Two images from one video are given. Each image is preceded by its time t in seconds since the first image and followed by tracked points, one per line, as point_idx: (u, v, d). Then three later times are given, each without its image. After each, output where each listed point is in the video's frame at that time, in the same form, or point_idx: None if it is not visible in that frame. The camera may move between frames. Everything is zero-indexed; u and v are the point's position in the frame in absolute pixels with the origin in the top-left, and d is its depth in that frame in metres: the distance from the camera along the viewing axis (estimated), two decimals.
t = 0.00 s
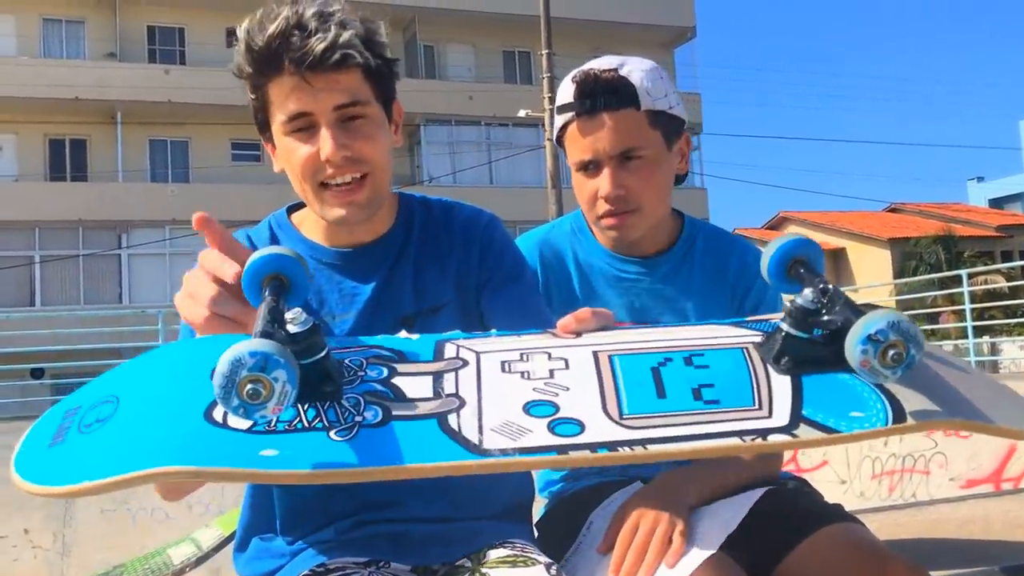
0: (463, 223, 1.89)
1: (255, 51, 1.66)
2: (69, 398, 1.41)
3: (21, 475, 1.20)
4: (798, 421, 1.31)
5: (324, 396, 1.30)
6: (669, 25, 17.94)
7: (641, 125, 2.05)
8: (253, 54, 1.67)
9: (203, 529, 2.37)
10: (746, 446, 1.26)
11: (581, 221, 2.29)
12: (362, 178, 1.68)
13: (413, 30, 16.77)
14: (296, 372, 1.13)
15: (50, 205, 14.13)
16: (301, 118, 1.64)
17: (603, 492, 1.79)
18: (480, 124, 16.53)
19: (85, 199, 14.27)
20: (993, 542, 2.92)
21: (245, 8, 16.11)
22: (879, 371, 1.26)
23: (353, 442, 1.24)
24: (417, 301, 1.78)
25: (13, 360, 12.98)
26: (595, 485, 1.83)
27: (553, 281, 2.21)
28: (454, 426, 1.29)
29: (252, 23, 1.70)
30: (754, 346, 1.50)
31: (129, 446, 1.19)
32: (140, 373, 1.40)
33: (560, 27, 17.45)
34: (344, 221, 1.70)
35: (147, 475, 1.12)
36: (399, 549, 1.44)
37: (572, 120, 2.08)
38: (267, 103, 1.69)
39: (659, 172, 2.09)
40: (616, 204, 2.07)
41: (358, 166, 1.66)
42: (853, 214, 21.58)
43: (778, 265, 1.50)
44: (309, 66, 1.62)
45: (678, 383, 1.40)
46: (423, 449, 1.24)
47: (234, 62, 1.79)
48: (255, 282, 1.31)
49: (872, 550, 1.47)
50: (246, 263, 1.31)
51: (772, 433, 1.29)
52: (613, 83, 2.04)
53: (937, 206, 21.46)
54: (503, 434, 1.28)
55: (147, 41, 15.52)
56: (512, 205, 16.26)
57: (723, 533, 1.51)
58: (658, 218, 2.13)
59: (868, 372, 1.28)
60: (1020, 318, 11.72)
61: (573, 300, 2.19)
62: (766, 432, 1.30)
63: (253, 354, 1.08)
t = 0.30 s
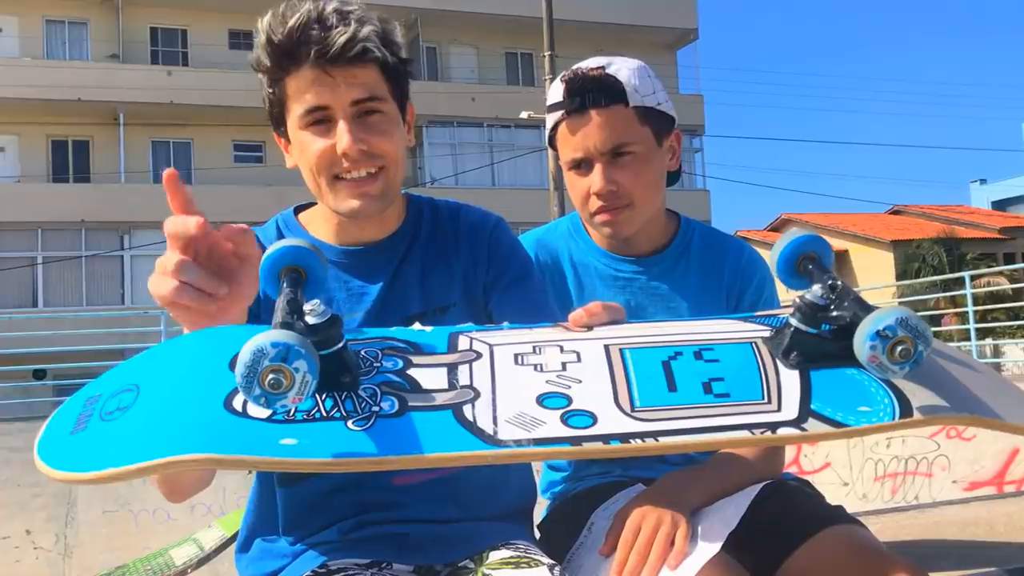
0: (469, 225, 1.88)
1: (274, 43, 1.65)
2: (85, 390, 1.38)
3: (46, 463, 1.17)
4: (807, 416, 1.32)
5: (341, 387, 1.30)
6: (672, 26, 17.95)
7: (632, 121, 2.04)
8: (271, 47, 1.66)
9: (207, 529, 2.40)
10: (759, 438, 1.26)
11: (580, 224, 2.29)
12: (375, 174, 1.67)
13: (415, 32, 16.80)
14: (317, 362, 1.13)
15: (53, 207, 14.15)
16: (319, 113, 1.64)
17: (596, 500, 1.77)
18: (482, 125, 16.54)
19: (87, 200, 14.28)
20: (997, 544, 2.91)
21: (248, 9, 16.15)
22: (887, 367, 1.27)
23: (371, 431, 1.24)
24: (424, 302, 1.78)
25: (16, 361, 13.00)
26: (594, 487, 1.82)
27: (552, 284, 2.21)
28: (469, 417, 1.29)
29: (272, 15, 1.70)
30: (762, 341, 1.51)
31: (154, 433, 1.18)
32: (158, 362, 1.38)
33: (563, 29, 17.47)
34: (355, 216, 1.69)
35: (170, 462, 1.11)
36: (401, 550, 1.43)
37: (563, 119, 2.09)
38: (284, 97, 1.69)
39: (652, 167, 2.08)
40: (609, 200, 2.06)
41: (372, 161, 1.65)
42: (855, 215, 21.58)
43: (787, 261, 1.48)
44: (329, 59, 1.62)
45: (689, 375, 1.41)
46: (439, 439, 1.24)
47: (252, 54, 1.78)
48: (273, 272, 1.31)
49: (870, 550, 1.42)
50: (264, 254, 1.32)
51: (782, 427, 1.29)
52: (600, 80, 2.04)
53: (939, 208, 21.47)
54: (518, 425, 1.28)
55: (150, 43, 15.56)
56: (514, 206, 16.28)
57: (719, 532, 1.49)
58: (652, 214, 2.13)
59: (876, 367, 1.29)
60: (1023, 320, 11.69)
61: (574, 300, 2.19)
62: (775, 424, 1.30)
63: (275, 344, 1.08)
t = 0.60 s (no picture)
0: (479, 227, 1.88)
1: (288, 46, 1.66)
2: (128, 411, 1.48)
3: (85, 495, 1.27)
4: (819, 408, 1.35)
5: (362, 410, 1.38)
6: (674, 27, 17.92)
7: (636, 119, 2.05)
8: (286, 49, 1.67)
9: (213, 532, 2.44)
10: (774, 434, 1.31)
11: (585, 225, 2.29)
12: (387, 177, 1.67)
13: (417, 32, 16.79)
14: (336, 395, 1.19)
15: (56, 207, 14.15)
16: (333, 115, 1.65)
17: (598, 500, 1.79)
18: (484, 126, 16.55)
19: (89, 200, 14.28)
20: (1003, 544, 2.91)
21: (251, 9, 16.16)
22: (894, 356, 1.30)
23: (392, 454, 1.32)
24: (433, 304, 1.78)
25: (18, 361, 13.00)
26: (597, 490, 1.83)
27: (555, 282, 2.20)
28: (488, 433, 1.37)
29: (284, 18, 1.70)
30: (773, 333, 1.55)
31: (183, 473, 1.29)
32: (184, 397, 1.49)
33: (565, 29, 17.47)
34: (366, 218, 1.69)
35: (205, 498, 1.22)
36: (407, 550, 1.44)
37: (566, 116, 2.09)
38: (298, 99, 1.69)
39: (655, 163, 2.08)
40: (612, 194, 2.05)
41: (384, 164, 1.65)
42: (857, 215, 21.58)
43: (793, 252, 1.48)
44: (344, 62, 1.63)
45: (701, 375, 1.46)
46: (456, 458, 1.32)
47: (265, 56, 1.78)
48: (290, 301, 1.30)
49: (882, 550, 1.41)
50: (279, 284, 1.31)
51: (796, 419, 1.33)
52: (604, 77, 2.04)
53: (942, 208, 21.44)
54: (536, 437, 1.35)
55: (152, 43, 15.57)
56: (516, 206, 16.27)
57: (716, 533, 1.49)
58: (656, 211, 2.12)
59: (883, 356, 1.32)
60: None
61: (580, 301, 2.18)
62: (789, 417, 1.34)
63: (295, 379, 1.14)
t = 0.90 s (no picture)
0: (471, 221, 1.88)
1: (275, 48, 1.66)
2: (157, 360, 1.53)
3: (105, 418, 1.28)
4: (814, 370, 1.24)
5: (366, 359, 1.35)
6: (674, 25, 17.91)
7: (637, 114, 2.04)
8: (272, 51, 1.66)
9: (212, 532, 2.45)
10: (761, 396, 1.20)
11: (586, 225, 2.27)
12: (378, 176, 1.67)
13: (417, 31, 16.78)
14: (333, 347, 1.14)
15: (57, 207, 14.15)
16: (322, 116, 1.64)
17: (599, 497, 1.78)
18: (485, 125, 16.53)
19: (90, 200, 14.28)
20: (1006, 543, 2.90)
21: (250, 9, 16.17)
22: (889, 323, 1.18)
23: (390, 403, 1.28)
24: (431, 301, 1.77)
25: (20, 361, 13.01)
26: (597, 488, 1.82)
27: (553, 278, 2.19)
28: (483, 386, 1.32)
29: (272, 20, 1.70)
30: (780, 294, 1.42)
31: (202, 409, 1.27)
32: (207, 343, 1.50)
33: (565, 28, 17.46)
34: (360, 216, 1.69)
35: (206, 440, 1.17)
36: (409, 550, 1.43)
37: (568, 112, 2.09)
38: (287, 103, 1.69)
39: (654, 160, 2.07)
40: (613, 190, 2.05)
41: (375, 163, 1.64)
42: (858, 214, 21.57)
43: (807, 210, 1.36)
44: (331, 63, 1.62)
45: (700, 334, 1.37)
46: (453, 408, 1.27)
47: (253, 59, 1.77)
48: (306, 251, 1.31)
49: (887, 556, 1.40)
50: (297, 236, 1.32)
51: (787, 383, 1.22)
52: (604, 73, 2.04)
53: (942, 206, 21.45)
54: (529, 391, 1.29)
55: (152, 42, 15.57)
56: (516, 204, 16.26)
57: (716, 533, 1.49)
58: (656, 208, 2.12)
59: (880, 323, 1.19)
60: None
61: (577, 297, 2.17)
62: (781, 379, 1.23)
63: (291, 331, 1.10)
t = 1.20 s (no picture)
0: (456, 215, 1.89)
1: (252, 46, 1.66)
2: (155, 293, 1.46)
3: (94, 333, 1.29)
4: (753, 308, 1.18)
5: (344, 295, 1.30)
6: (674, 24, 17.90)
7: (636, 112, 2.05)
8: (249, 50, 1.67)
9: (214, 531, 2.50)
10: (701, 333, 1.15)
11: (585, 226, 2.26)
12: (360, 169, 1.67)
13: (417, 30, 16.78)
14: (311, 287, 1.11)
15: (57, 207, 14.15)
16: (300, 113, 1.64)
17: (602, 494, 1.79)
18: (484, 124, 16.53)
19: (91, 199, 14.29)
20: (1007, 541, 2.90)
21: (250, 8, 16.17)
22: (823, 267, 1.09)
23: (365, 334, 1.25)
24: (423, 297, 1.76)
25: (22, 360, 13.02)
26: (598, 486, 1.83)
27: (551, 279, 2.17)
28: (450, 320, 1.27)
29: (249, 20, 1.71)
30: (736, 235, 1.34)
31: (192, 337, 1.24)
32: (198, 273, 1.45)
33: (565, 28, 17.47)
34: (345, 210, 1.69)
35: (187, 369, 1.16)
36: (409, 549, 1.43)
37: (569, 112, 2.10)
38: (265, 103, 1.69)
39: (654, 159, 2.07)
40: (613, 187, 2.03)
41: (356, 156, 1.64)
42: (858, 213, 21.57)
43: (765, 153, 1.24)
44: (306, 59, 1.62)
45: (655, 272, 1.31)
46: (418, 342, 1.23)
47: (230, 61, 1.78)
48: (290, 193, 1.26)
49: (885, 553, 1.41)
50: (285, 175, 1.27)
51: (728, 320, 1.17)
52: (605, 71, 2.06)
53: (942, 204, 21.45)
54: (490, 325, 1.26)
55: (152, 41, 15.57)
56: (516, 203, 16.25)
57: (717, 532, 1.49)
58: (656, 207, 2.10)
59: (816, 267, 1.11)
60: None
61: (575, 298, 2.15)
62: (723, 316, 1.18)
63: (269, 270, 1.08)
